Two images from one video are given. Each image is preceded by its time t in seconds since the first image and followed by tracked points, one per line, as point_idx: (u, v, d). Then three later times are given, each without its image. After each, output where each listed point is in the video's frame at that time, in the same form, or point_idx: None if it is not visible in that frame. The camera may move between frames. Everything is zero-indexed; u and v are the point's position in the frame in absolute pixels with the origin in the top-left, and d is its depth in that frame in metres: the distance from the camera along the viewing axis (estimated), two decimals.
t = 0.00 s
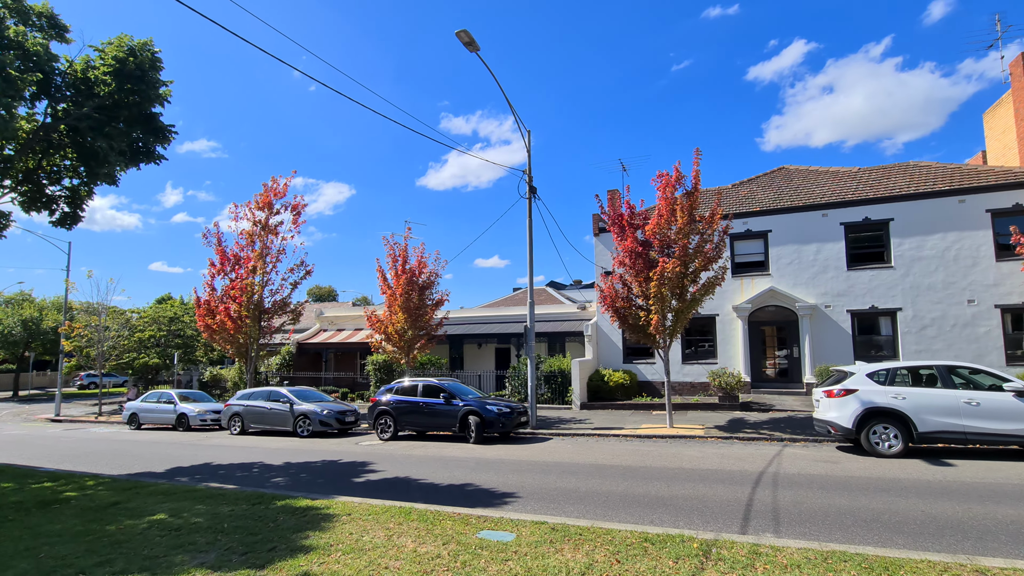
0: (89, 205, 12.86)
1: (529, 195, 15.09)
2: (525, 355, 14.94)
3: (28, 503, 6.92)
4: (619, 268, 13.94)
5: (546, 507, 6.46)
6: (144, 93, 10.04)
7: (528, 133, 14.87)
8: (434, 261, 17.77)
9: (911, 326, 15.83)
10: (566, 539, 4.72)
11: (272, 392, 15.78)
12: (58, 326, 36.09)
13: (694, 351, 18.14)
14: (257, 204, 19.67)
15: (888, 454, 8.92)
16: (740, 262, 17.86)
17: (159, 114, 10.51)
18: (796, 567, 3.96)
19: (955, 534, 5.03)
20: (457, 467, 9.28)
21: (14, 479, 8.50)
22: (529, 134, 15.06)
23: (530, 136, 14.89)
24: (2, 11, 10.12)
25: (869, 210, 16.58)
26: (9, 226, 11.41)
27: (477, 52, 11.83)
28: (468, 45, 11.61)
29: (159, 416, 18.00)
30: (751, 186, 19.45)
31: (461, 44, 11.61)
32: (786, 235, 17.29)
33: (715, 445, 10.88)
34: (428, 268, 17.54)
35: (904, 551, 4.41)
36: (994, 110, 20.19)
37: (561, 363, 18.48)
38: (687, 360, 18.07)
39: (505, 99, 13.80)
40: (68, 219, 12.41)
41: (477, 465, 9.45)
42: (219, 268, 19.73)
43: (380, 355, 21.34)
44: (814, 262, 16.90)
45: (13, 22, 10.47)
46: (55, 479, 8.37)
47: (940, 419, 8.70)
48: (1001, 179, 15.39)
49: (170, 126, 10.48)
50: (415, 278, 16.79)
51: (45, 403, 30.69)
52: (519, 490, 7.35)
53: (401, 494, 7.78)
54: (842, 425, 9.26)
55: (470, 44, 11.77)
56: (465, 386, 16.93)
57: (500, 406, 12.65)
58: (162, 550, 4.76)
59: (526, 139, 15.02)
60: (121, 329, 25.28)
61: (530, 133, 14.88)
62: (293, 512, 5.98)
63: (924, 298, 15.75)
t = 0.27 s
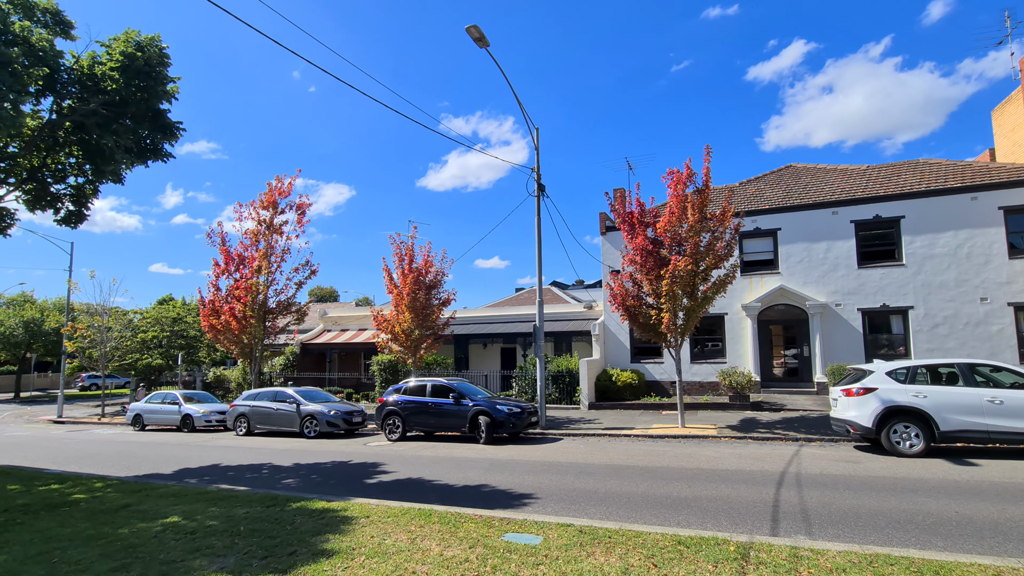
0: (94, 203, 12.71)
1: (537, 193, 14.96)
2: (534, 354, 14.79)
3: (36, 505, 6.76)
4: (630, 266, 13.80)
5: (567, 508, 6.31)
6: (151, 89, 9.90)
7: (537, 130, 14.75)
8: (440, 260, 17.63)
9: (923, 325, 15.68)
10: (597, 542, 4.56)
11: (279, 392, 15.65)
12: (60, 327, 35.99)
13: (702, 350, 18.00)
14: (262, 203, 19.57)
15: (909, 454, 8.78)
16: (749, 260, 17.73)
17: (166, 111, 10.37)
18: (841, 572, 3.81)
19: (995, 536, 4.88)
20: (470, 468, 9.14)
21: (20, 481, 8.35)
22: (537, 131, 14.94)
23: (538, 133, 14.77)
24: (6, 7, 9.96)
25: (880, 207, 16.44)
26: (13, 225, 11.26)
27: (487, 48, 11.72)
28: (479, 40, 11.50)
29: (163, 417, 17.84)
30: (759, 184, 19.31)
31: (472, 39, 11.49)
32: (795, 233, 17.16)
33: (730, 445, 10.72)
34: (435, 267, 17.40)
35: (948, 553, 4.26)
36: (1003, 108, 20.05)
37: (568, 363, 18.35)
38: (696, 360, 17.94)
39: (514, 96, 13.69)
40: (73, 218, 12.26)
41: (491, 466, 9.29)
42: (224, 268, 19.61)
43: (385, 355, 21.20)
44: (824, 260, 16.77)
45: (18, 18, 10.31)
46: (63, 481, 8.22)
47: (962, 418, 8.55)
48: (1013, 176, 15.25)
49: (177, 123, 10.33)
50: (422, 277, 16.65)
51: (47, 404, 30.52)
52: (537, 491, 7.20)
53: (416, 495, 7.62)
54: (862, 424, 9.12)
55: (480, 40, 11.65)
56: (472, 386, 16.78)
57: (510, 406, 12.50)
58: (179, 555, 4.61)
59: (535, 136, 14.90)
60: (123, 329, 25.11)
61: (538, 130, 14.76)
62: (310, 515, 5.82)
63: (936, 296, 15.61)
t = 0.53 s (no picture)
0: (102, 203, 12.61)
1: (548, 192, 14.84)
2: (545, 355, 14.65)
3: (49, 510, 6.63)
4: (642, 266, 13.67)
5: (592, 512, 6.16)
6: (162, 88, 9.80)
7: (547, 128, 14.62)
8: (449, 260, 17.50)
9: (938, 324, 15.51)
10: (632, 549, 4.41)
11: (287, 394, 15.54)
12: (64, 329, 35.96)
13: (713, 350, 17.86)
14: (269, 203, 19.49)
15: (933, 455, 8.63)
16: (759, 259, 17.58)
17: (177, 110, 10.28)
18: None
19: None
20: (485, 470, 9.00)
21: (31, 485, 8.23)
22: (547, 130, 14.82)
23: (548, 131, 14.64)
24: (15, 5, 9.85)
25: (892, 205, 16.28)
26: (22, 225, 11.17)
27: (498, 45, 11.58)
28: (490, 37, 11.38)
29: (170, 419, 17.74)
30: (768, 182, 19.16)
31: (483, 37, 11.39)
32: (807, 232, 17.00)
33: (748, 447, 10.57)
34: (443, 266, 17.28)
35: (997, 560, 4.11)
36: (1014, 105, 19.87)
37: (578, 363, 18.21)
38: (707, 360, 17.80)
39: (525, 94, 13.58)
40: (81, 218, 12.16)
41: (507, 468, 9.15)
42: (230, 268, 19.54)
43: (392, 356, 21.07)
44: (836, 259, 16.61)
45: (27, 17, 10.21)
46: (74, 484, 8.09)
47: (989, 418, 8.38)
48: None
49: (188, 122, 10.22)
50: (430, 277, 16.53)
51: (52, 406, 30.46)
52: (559, 494, 7.05)
53: (434, 498, 7.49)
54: (884, 425, 8.97)
55: (492, 37, 11.53)
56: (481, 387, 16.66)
57: (523, 407, 12.36)
58: (200, 562, 4.48)
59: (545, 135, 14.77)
60: (129, 331, 25.02)
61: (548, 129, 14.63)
62: (330, 519, 5.68)
63: (950, 295, 15.45)
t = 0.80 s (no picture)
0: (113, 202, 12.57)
1: (559, 189, 14.74)
2: (557, 354, 14.53)
3: (67, 510, 6.55)
4: (655, 264, 13.55)
5: (619, 512, 6.05)
6: (176, 84, 9.73)
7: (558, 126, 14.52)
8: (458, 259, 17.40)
9: (953, 322, 15.34)
10: (669, 550, 4.29)
11: (297, 394, 15.47)
12: (71, 330, 36.02)
13: (724, 349, 17.72)
14: (277, 203, 19.44)
15: (959, 454, 8.47)
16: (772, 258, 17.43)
17: (190, 107, 10.22)
18: None
19: None
20: (503, 470, 8.89)
21: (46, 485, 8.15)
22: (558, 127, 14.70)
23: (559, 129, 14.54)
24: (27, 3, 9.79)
25: (907, 202, 16.11)
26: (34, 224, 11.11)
27: (511, 41, 11.48)
28: (503, 33, 11.28)
29: (179, 419, 17.69)
30: (779, 180, 19.01)
31: (496, 32, 11.28)
32: (819, 229, 16.85)
33: (767, 446, 10.43)
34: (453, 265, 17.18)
35: None
36: None
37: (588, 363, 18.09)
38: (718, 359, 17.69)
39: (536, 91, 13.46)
40: (93, 217, 12.12)
41: (524, 468, 9.05)
42: (238, 268, 19.51)
43: (400, 356, 20.99)
44: (850, 257, 16.45)
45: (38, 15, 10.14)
46: (90, 484, 8.01)
47: (1016, 416, 8.23)
48: None
49: (201, 119, 10.15)
50: (440, 276, 16.44)
51: (59, 406, 30.45)
52: (582, 494, 6.94)
53: (453, 497, 7.39)
54: (908, 424, 8.83)
55: (505, 34, 11.42)
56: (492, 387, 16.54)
57: (537, 406, 12.25)
58: (228, 563, 4.38)
59: (556, 132, 14.67)
60: (136, 331, 24.98)
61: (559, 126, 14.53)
62: (354, 519, 5.59)
63: (966, 293, 15.28)
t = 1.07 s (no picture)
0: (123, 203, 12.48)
1: (570, 189, 14.63)
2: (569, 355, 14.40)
3: (83, 514, 6.43)
4: (669, 265, 13.42)
5: (648, 516, 5.91)
6: (189, 83, 9.63)
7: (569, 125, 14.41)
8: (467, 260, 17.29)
9: (969, 322, 15.18)
10: (711, 557, 4.16)
11: (306, 395, 15.35)
12: (76, 331, 35.98)
13: (736, 350, 17.57)
14: (285, 204, 19.37)
15: (987, 457, 8.32)
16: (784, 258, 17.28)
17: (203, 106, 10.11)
18: None
19: None
20: (521, 473, 8.76)
21: (60, 488, 8.05)
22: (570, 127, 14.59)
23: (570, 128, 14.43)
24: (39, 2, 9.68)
25: (921, 202, 15.97)
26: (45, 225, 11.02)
27: (524, 40, 11.37)
28: (516, 32, 11.18)
29: (187, 422, 17.59)
30: (789, 180, 18.87)
31: (509, 31, 11.17)
32: (832, 229, 16.70)
33: (786, 449, 10.29)
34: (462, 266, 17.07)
35: None
36: None
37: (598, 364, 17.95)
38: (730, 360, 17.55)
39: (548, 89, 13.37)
40: (103, 218, 12.04)
41: (542, 471, 8.91)
42: (246, 270, 19.44)
43: (408, 357, 20.88)
44: (863, 257, 16.31)
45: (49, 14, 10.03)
46: (103, 488, 7.90)
47: None
48: None
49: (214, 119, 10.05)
50: (450, 277, 16.33)
51: (64, 408, 30.38)
52: (606, 497, 6.82)
53: (474, 500, 7.27)
54: (933, 426, 8.68)
55: (519, 32, 11.32)
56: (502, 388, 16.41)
57: (551, 408, 12.10)
58: (256, 570, 4.27)
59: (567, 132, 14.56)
60: (142, 333, 24.90)
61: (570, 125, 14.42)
62: (378, 524, 5.46)
63: (982, 293, 15.13)
